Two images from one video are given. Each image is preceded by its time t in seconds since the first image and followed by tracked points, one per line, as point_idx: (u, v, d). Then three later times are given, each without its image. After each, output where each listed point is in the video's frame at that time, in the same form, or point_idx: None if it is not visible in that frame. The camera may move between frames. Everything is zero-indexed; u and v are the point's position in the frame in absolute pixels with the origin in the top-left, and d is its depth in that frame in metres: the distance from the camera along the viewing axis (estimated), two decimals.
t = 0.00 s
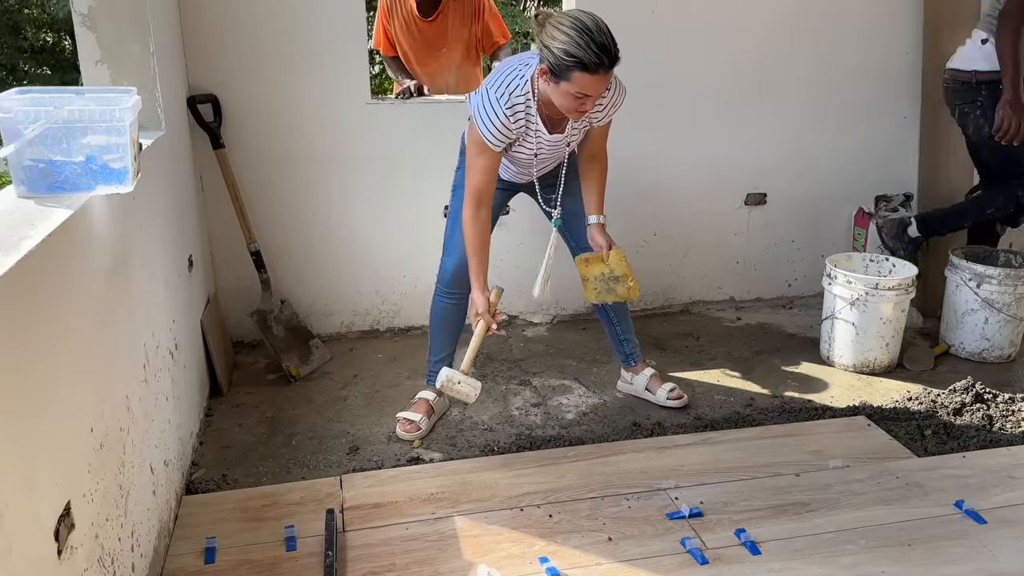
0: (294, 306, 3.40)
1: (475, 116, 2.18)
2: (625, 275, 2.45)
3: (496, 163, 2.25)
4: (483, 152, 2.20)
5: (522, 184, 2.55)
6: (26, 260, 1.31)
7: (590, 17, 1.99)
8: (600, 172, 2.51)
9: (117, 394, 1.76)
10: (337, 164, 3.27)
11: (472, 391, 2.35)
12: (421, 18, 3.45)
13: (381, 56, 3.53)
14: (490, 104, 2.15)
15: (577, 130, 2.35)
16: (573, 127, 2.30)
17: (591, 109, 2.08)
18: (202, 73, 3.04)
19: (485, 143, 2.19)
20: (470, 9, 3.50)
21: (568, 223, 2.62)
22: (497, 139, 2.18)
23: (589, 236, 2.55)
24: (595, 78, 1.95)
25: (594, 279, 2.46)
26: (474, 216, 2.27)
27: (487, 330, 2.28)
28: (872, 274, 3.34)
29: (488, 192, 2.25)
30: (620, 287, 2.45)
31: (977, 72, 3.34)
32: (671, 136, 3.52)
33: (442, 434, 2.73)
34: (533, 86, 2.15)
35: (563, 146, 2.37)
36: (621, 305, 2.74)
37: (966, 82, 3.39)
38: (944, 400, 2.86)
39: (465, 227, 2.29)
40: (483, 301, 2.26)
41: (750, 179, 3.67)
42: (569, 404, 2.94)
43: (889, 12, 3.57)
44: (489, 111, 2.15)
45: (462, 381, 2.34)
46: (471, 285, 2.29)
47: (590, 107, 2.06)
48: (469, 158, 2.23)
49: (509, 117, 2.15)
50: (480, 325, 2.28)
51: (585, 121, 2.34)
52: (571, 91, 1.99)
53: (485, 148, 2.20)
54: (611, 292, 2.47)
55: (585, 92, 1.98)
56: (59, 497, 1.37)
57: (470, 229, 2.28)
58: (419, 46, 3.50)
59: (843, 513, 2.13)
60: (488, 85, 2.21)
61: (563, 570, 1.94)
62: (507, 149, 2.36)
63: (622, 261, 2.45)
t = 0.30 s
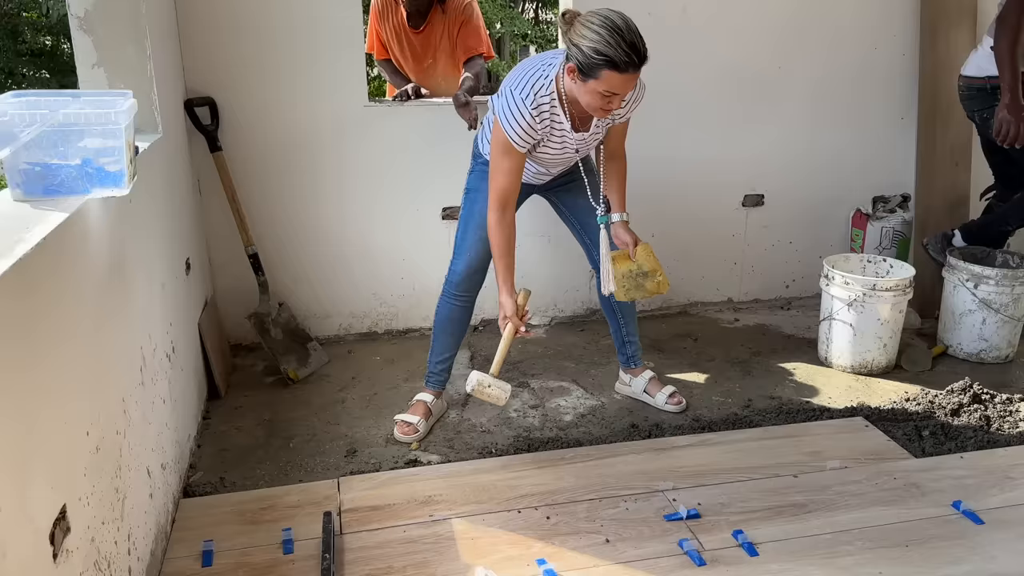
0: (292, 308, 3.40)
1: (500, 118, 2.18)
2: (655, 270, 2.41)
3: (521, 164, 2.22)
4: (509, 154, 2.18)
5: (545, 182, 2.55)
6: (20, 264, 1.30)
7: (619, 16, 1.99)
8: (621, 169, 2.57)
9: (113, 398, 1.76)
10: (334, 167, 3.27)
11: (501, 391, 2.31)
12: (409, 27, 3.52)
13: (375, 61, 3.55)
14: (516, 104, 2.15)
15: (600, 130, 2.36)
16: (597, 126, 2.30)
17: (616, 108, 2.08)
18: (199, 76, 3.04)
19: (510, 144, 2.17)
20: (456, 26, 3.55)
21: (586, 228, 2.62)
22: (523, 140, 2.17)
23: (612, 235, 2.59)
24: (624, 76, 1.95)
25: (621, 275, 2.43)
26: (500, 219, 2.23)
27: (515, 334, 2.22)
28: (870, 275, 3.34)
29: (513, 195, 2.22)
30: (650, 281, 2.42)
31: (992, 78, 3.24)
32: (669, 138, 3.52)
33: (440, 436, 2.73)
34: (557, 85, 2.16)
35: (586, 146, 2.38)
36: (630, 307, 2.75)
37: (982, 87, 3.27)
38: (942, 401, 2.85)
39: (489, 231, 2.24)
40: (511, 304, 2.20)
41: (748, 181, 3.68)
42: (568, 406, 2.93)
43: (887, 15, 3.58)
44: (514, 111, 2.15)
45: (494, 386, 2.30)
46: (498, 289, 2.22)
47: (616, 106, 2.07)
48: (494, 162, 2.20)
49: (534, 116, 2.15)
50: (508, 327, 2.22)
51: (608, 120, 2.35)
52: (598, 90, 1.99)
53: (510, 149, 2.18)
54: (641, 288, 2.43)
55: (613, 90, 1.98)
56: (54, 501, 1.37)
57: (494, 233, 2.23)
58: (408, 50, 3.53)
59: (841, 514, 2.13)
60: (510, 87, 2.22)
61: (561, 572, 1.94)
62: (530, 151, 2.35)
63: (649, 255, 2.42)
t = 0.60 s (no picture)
0: (290, 311, 3.39)
1: (508, 109, 2.18)
2: (669, 262, 2.39)
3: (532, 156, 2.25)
4: (519, 145, 2.21)
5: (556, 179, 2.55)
6: (15, 270, 1.30)
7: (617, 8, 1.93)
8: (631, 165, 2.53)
9: (110, 403, 1.75)
10: (332, 170, 3.27)
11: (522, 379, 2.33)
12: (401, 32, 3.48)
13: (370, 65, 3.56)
14: (523, 94, 2.16)
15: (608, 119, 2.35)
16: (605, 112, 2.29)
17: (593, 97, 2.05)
18: (196, 80, 3.04)
19: (521, 135, 2.19)
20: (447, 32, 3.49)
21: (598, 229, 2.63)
22: (532, 130, 2.18)
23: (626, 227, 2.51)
24: (583, 61, 1.92)
25: (636, 269, 2.43)
26: (515, 210, 2.25)
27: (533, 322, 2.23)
28: (868, 277, 3.34)
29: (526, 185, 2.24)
30: (664, 274, 2.39)
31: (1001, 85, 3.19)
32: (666, 140, 3.52)
33: (438, 440, 2.73)
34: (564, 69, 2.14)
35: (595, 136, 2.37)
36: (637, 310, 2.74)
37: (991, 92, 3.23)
38: (940, 403, 2.85)
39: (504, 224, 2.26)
40: (528, 293, 2.21)
41: (746, 184, 3.68)
42: (566, 409, 2.93)
43: (886, 17, 3.58)
44: (521, 100, 2.16)
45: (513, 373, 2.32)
46: (515, 281, 2.23)
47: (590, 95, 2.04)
48: (505, 154, 2.23)
49: (542, 106, 2.16)
50: (525, 317, 2.23)
51: (615, 109, 2.35)
52: (567, 69, 1.99)
53: (520, 140, 2.20)
54: (654, 282, 2.41)
55: (574, 72, 1.97)
56: (50, 506, 1.36)
57: (510, 225, 2.26)
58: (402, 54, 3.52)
59: (839, 517, 2.12)
60: (518, 76, 2.22)
61: None
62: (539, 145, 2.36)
63: (662, 246, 2.40)
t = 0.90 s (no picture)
0: (290, 314, 3.39)
1: (491, 102, 2.23)
2: (664, 261, 2.36)
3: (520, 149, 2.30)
4: (505, 138, 2.27)
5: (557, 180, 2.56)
6: (14, 273, 1.30)
7: None
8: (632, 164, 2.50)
9: (109, 406, 1.75)
10: (332, 172, 3.26)
11: (505, 372, 2.40)
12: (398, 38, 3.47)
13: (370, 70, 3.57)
14: (505, 87, 2.20)
15: (598, 115, 2.35)
16: (591, 108, 2.29)
17: (555, 88, 2.04)
18: (195, 82, 3.04)
19: (504, 129, 2.24)
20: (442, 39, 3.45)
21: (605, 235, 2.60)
22: (513, 124, 2.23)
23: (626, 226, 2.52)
24: (535, 51, 1.94)
25: (632, 269, 2.40)
26: (506, 202, 2.33)
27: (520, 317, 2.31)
28: (868, 279, 3.34)
29: (515, 179, 2.31)
30: (659, 273, 2.37)
31: None
32: (666, 142, 3.51)
33: (438, 442, 2.73)
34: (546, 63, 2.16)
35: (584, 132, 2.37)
36: (641, 314, 2.74)
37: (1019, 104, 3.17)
38: (941, 404, 2.85)
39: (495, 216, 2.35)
40: (515, 288, 2.28)
41: (746, 186, 3.68)
42: (566, 411, 2.93)
43: (886, 19, 3.58)
44: (504, 93, 2.20)
45: (494, 365, 2.40)
46: (505, 277, 2.32)
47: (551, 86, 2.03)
48: (494, 148, 2.30)
49: (523, 101, 2.20)
50: (513, 311, 2.32)
51: (605, 106, 2.33)
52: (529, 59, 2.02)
53: (506, 134, 2.26)
54: (650, 281, 2.40)
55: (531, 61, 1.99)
56: (49, 510, 1.36)
57: (502, 218, 2.33)
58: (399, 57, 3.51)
59: (840, 519, 2.12)
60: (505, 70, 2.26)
61: None
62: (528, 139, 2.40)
63: (658, 246, 2.37)
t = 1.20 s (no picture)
0: (292, 316, 3.39)
1: (480, 69, 2.30)
2: (645, 256, 2.34)
3: (509, 117, 2.36)
4: (492, 103, 2.33)
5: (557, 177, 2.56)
6: (20, 275, 1.30)
7: None
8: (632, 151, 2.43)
9: (114, 409, 1.75)
10: (335, 175, 3.27)
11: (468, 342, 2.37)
12: (399, 41, 3.47)
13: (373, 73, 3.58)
14: (493, 51, 2.27)
15: (591, 96, 2.33)
16: (579, 81, 2.29)
17: (520, 42, 2.11)
18: (198, 85, 3.04)
19: (490, 93, 2.31)
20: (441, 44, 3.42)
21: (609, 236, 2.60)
22: (497, 89, 2.29)
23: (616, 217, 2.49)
24: None
25: (614, 262, 2.37)
26: (493, 170, 2.40)
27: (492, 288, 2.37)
28: (871, 280, 3.34)
29: (502, 145, 2.37)
30: (640, 268, 2.35)
31: None
32: (668, 143, 3.52)
33: (442, 445, 2.73)
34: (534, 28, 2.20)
35: (576, 111, 2.36)
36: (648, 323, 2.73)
37: None
38: (944, 406, 2.85)
39: (482, 181, 2.42)
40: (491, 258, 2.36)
41: (749, 188, 3.68)
42: (569, 413, 2.93)
43: (889, 21, 3.58)
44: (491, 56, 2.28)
45: (460, 333, 2.39)
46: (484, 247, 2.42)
47: (517, 40, 2.10)
48: (484, 114, 2.35)
49: (507, 65, 2.25)
50: (487, 282, 2.36)
51: (598, 86, 2.32)
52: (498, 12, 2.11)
53: (493, 100, 2.32)
54: (630, 276, 2.36)
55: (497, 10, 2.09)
56: (54, 512, 1.36)
57: (489, 182, 2.41)
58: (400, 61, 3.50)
59: (844, 521, 2.12)
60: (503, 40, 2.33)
61: None
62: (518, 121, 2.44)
63: (642, 241, 2.34)
